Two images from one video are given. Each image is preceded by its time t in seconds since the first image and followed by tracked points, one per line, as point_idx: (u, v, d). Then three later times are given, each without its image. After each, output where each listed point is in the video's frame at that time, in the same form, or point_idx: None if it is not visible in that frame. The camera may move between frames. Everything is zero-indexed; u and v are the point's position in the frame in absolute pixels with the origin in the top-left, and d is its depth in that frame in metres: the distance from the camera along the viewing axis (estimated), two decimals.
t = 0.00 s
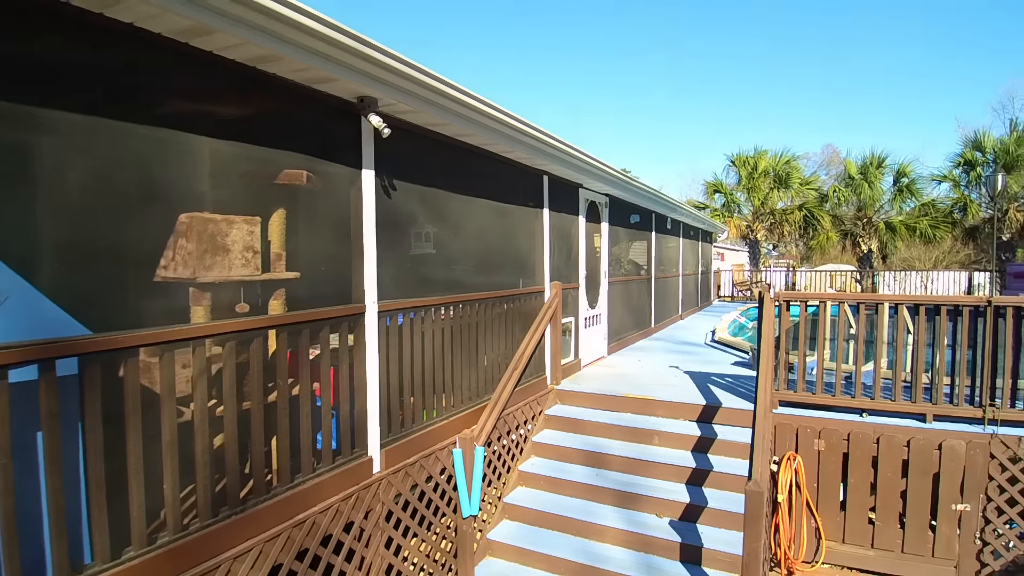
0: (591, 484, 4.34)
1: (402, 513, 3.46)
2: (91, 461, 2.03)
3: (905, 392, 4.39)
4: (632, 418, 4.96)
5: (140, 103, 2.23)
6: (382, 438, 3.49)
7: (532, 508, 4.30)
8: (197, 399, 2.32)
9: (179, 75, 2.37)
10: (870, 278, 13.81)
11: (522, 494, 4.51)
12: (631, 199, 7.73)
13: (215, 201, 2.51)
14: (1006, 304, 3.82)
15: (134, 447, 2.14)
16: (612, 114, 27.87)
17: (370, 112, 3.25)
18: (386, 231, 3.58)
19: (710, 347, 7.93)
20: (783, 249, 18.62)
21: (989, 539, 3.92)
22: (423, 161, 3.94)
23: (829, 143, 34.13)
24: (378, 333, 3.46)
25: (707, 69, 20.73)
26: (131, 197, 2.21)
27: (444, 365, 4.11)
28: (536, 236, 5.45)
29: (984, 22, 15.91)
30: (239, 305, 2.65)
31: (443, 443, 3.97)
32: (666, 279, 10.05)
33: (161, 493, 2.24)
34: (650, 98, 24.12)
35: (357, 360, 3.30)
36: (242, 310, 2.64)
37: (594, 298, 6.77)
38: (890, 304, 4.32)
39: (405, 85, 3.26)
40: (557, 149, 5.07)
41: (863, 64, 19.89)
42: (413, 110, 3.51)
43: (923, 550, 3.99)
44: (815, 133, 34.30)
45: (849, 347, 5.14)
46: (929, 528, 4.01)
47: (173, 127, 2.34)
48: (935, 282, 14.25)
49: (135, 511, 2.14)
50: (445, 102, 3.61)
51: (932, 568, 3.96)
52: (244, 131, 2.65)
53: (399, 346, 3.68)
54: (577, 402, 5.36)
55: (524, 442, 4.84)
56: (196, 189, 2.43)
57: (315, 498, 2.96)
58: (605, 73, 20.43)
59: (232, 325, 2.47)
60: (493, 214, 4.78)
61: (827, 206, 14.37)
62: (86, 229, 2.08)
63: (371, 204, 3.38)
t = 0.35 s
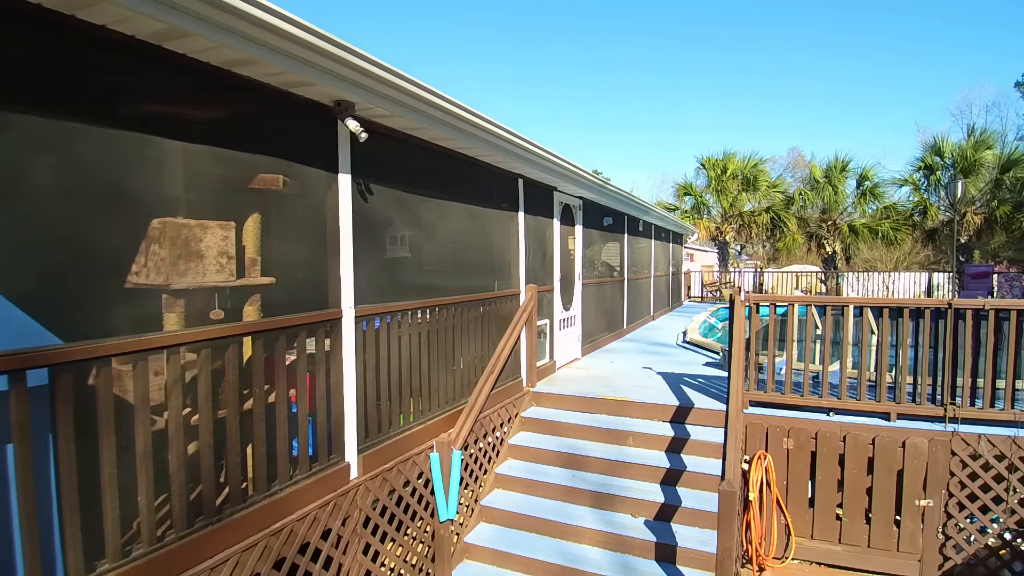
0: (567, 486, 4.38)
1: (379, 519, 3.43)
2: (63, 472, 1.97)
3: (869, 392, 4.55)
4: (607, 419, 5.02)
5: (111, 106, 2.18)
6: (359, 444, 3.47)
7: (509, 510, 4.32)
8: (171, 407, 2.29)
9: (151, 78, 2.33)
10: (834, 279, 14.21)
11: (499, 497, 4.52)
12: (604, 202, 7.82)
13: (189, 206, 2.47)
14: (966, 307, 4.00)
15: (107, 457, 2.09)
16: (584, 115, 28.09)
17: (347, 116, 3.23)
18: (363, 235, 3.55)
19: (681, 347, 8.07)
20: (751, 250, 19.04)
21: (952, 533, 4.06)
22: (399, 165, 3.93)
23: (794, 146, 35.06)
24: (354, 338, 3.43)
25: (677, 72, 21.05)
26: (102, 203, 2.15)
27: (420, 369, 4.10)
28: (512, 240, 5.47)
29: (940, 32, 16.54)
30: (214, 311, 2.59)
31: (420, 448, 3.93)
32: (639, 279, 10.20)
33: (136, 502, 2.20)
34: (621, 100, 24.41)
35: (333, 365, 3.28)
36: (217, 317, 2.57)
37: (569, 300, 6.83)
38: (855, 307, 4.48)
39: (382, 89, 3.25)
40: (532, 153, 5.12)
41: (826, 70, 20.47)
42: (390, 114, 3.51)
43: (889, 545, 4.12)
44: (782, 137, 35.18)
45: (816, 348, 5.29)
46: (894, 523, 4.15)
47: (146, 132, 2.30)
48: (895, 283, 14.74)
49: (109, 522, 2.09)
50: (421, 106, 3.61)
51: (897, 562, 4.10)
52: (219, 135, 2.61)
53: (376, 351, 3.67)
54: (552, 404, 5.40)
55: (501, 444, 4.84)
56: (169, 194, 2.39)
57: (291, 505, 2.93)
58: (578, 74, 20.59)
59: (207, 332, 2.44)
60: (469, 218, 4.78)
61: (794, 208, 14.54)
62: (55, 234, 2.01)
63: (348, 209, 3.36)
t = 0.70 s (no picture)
0: (545, 488, 4.43)
1: (360, 525, 3.43)
2: (41, 484, 1.93)
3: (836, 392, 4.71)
4: (584, 421, 5.08)
5: (90, 113, 2.15)
6: (339, 450, 3.47)
7: (488, 512, 4.35)
8: (151, 416, 2.26)
9: (132, 84, 2.30)
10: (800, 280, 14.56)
11: (478, 500, 4.54)
12: (578, 205, 7.87)
13: (168, 213, 2.44)
14: (927, 310, 4.19)
15: (87, 467, 2.05)
16: (557, 116, 28.26)
17: (328, 122, 3.23)
18: (342, 240, 3.55)
19: (653, 348, 8.16)
20: (719, 251, 19.44)
21: (915, 527, 4.23)
22: (377, 169, 3.92)
23: (762, 149, 35.94)
24: (334, 344, 3.43)
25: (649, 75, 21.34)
26: (80, 210, 2.12)
27: (399, 373, 4.10)
28: (489, 243, 5.49)
29: (900, 39, 17.13)
30: (193, 319, 2.57)
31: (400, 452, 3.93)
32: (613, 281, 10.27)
33: (116, 512, 2.17)
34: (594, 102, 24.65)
35: (313, 371, 3.27)
36: (197, 325, 2.57)
37: (544, 302, 6.87)
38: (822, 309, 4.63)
39: (363, 95, 3.26)
40: (509, 157, 5.15)
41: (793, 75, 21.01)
42: (371, 120, 3.51)
43: (856, 540, 4.29)
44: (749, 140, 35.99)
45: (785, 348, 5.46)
46: (860, 518, 4.32)
47: (126, 138, 2.27)
48: (858, 283, 15.24)
49: (89, 533, 2.06)
50: (401, 112, 3.62)
51: (863, 555, 4.26)
52: (200, 141, 2.59)
53: (355, 356, 3.66)
54: (529, 406, 5.43)
55: (479, 447, 4.86)
56: (149, 201, 2.36)
57: (272, 513, 2.91)
58: (551, 77, 20.70)
59: (190, 340, 2.42)
60: (447, 222, 4.79)
61: (761, 210, 14.81)
62: (31, 242, 1.97)
63: (328, 214, 3.36)
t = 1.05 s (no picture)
0: (516, 490, 4.48)
1: (332, 532, 3.42)
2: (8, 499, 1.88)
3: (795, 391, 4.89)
4: (554, 422, 5.12)
5: (58, 117, 2.10)
6: (311, 457, 3.45)
7: (460, 515, 4.37)
8: (121, 426, 2.23)
9: (101, 88, 2.26)
10: (759, 282, 14.85)
11: (449, 503, 4.55)
12: (545, 207, 7.66)
13: (137, 219, 2.39)
14: (879, 311, 4.37)
15: (56, 480, 2.01)
16: (521, 119, 28.34)
17: (301, 127, 3.19)
18: (312, 244, 3.51)
19: (618, 349, 8.13)
20: (680, 252, 19.87)
21: (869, 519, 4.44)
22: (347, 171, 3.88)
23: (720, 152, 36.81)
24: (306, 350, 3.40)
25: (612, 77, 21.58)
26: (45, 217, 2.06)
27: (370, 378, 4.08)
28: (459, 246, 5.46)
29: (850, 48, 17.79)
30: (162, 327, 2.51)
31: (372, 457, 3.92)
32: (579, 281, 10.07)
33: (85, 524, 2.13)
34: (558, 104, 24.82)
35: (285, 378, 3.24)
36: (166, 333, 2.49)
37: (512, 304, 6.71)
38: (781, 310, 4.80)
39: (335, 100, 3.24)
40: (480, 161, 5.12)
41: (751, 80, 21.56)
42: (342, 125, 3.50)
43: (813, 533, 4.48)
44: (708, 144, 36.92)
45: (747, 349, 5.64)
46: (818, 512, 4.51)
47: (94, 144, 2.22)
48: (812, 283, 15.82)
49: (58, 547, 2.02)
50: (373, 117, 3.61)
51: (821, 548, 4.46)
52: (171, 146, 2.55)
53: (326, 360, 3.63)
54: (498, 409, 5.43)
55: (450, 450, 4.86)
56: (118, 208, 2.31)
57: (244, 523, 2.88)
58: (515, 78, 20.73)
59: (160, 349, 2.39)
60: (417, 225, 4.77)
61: (720, 212, 14.99)
62: None
63: (299, 219, 3.33)
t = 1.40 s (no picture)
0: (487, 488, 4.50)
1: (302, 535, 3.38)
2: None
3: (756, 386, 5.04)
4: (525, 421, 5.11)
5: (21, 114, 2.03)
6: (280, 459, 3.40)
7: (431, 515, 4.37)
8: (86, 430, 2.19)
9: (66, 84, 2.19)
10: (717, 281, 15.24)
11: (419, 503, 4.54)
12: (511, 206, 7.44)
13: (101, 218, 2.32)
14: (834, 309, 4.55)
15: (19, 486, 1.96)
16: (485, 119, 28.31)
17: (271, 125, 3.17)
18: (280, 244, 3.46)
19: (583, 347, 8.14)
20: (641, 251, 20.20)
21: (826, 509, 4.63)
22: (314, 169, 3.81)
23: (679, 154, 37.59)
24: (274, 351, 3.35)
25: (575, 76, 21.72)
26: (6, 215, 1.98)
27: (339, 380, 4.04)
28: (427, 245, 5.39)
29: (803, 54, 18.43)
30: (127, 329, 2.43)
31: (341, 459, 3.88)
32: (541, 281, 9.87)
33: (49, 531, 2.07)
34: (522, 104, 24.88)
35: (252, 380, 3.18)
36: (129, 335, 2.41)
37: (479, 303, 6.48)
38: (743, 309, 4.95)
39: (305, 98, 3.20)
40: (448, 162, 5.06)
41: (709, 82, 22.03)
42: (312, 123, 3.45)
43: (774, 523, 4.66)
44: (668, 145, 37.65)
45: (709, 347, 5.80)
46: (777, 503, 4.69)
47: (57, 141, 2.15)
48: (767, 281, 16.34)
49: (23, 555, 1.96)
50: (343, 116, 3.57)
51: (781, 537, 4.64)
52: (138, 144, 2.49)
53: (295, 362, 3.57)
54: (468, 409, 5.36)
55: (419, 450, 4.83)
56: (81, 206, 2.24)
57: (213, 528, 2.84)
58: (479, 77, 20.69)
59: (125, 351, 2.34)
60: (386, 224, 4.72)
61: (680, 212, 15.22)
62: None
63: (267, 218, 3.28)
